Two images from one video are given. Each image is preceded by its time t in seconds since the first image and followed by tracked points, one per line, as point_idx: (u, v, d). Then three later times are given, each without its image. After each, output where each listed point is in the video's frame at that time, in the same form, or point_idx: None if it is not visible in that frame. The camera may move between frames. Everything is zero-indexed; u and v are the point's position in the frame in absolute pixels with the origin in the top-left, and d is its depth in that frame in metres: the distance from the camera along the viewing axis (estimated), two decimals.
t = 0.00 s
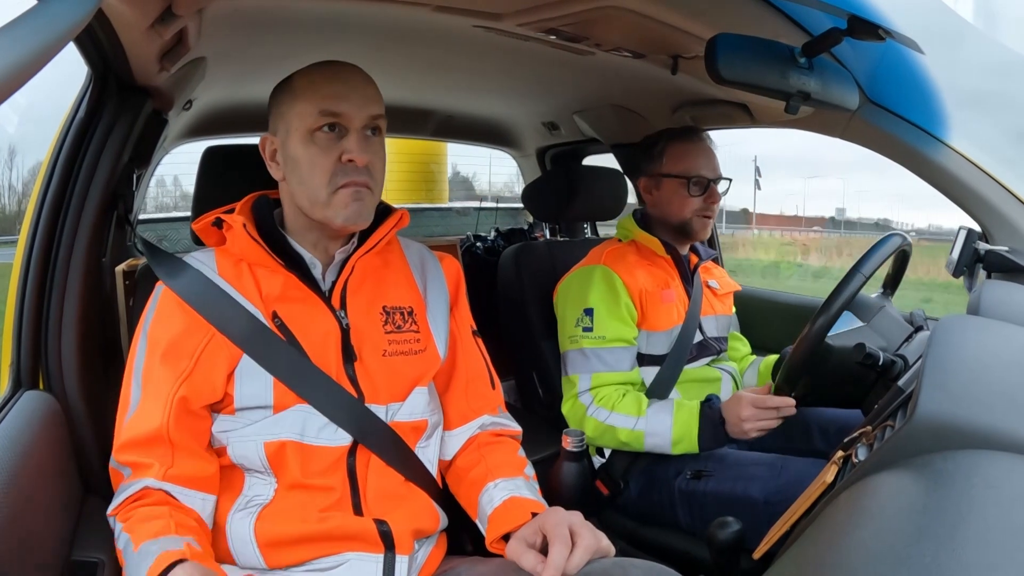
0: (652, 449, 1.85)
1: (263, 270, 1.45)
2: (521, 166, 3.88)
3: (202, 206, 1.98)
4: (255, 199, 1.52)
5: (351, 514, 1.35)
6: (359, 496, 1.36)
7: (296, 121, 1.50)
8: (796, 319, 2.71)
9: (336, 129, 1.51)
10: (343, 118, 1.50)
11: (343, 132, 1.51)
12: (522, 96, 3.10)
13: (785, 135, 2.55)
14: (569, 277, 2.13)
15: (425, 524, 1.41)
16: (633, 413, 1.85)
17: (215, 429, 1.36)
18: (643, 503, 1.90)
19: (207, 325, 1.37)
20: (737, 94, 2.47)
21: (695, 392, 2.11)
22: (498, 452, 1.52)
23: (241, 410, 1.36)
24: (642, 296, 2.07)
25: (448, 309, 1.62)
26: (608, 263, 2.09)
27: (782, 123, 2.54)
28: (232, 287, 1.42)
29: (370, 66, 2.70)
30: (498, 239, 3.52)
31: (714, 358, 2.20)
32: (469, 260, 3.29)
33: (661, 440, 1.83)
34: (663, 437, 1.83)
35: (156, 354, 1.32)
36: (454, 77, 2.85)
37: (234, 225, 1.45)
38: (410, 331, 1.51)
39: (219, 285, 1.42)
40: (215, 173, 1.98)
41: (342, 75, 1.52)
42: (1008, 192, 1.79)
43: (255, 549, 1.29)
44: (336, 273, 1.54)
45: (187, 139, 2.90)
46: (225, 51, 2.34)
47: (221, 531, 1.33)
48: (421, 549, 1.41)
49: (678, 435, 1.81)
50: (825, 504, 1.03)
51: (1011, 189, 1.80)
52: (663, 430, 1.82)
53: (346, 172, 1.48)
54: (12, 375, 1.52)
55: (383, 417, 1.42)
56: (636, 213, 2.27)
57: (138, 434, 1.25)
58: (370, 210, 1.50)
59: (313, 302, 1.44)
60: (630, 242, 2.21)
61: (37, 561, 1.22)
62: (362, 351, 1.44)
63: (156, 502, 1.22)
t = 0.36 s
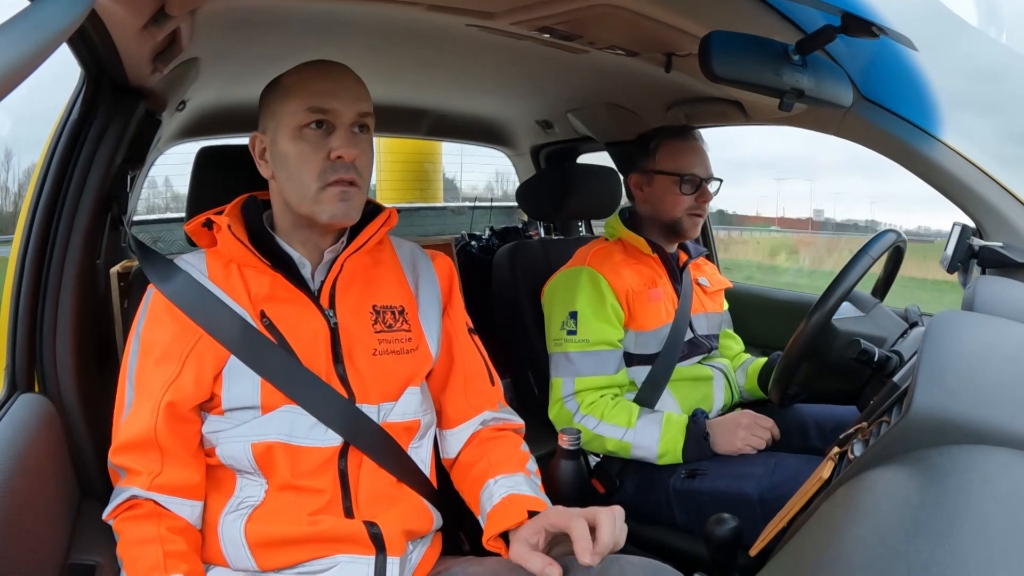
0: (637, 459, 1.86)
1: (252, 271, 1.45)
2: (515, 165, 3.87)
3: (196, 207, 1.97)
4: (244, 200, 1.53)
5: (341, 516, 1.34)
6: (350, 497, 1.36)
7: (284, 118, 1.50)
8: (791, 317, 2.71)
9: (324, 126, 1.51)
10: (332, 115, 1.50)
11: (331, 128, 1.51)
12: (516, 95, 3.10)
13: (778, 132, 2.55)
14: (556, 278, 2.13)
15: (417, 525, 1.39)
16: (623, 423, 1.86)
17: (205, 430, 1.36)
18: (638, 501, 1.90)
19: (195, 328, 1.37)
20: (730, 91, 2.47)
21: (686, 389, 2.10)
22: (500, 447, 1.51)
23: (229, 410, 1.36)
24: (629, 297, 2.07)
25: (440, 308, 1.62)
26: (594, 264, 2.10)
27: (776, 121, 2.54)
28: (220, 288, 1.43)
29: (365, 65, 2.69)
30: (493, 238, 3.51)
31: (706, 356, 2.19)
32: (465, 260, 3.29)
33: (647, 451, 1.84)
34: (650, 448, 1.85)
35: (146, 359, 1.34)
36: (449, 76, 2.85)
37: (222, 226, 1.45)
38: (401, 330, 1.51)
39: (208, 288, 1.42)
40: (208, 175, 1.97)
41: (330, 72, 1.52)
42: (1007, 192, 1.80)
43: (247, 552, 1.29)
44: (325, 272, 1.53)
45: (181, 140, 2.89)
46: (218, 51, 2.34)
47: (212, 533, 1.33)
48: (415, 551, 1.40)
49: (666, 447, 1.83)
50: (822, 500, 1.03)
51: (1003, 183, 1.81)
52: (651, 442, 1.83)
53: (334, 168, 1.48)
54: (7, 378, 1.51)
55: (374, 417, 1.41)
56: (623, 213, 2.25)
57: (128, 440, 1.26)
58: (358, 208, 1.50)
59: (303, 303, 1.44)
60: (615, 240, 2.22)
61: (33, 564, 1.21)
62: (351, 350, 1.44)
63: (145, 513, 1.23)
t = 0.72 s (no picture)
0: (631, 459, 1.86)
1: (240, 275, 1.44)
2: (511, 166, 3.87)
3: (191, 209, 1.96)
4: (231, 205, 1.53)
5: (334, 518, 1.34)
6: (342, 499, 1.36)
7: (271, 121, 1.50)
8: (786, 316, 2.71)
9: (310, 128, 1.50)
10: (319, 118, 1.50)
11: (319, 131, 1.50)
12: (512, 95, 3.10)
13: (774, 133, 2.56)
14: (549, 282, 2.13)
15: (412, 527, 1.39)
16: (615, 425, 1.85)
17: (195, 432, 1.35)
18: (635, 501, 1.90)
19: (185, 329, 1.37)
20: (725, 92, 2.48)
21: (681, 391, 2.10)
22: (496, 448, 1.51)
23: (217, 412, 1.36)
24: (624, 299, 2.07)
25: (432, 310, 1.62)
26: (588, 266, 2.10)
27: (771, 121, 2.55)
28: (209, 291, 1.42)
29: (360, 67, 2.69)
30: (489, 239, 3.51)
31: (700, 356, 2.20)
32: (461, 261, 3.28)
33: (640, 452, 1.84)
34: (642, 449, 1.84)
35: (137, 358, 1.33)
36: (445, 77, 2.85)
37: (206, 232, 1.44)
38: (390, 331, 1.51)
39: (199, 291, 1.42)
40: (203, 176, 1.97)
41: (316, 75, 1.52)
42: (1005, 193, 1.80)
43: (241, 554, 1.28)
44: (312, 275, 1.54)
45: (177, 142, 2.88)
46: (213, 53, 2.33)
47: (206, 536, 1.32)
48: (410, 552, 1.40)
49: (658, 448, 1.83)
50: (820, 499, 1.03)
51: (997, 182, 1.82)
52: (643, 444, 1.83)
53: (321, 170, 1.48)
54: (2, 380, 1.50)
55: (365, 419, 1.41)
56: (616, 212, 2.27)
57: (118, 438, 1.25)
58: (345, 210, 1.50)
59: (287, 305, 1.43)
60: (609, 240, 2.23)
61: (28, 568, 1.21)
62: (339, 352, 1.44)
63: (140, 516, 1.22)
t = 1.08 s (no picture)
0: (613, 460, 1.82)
1: (236, 276, 1.43)
2: (506, 168, 3.87)
3: (186, 211, 1.95)
4: (227, 207, 1.52)
5: (329, 520, 1.33)
6: (337, 501, 1.35)
7: (265, 122, 1.50)
8: (782, 318, 2.71)
9: (304, 129, 1.50)
10: (313, 119, 1.50)
11: (312, 131, 1.50)
12: (507, 97, 3.10)
13: (769, 134, 2.56)
14: (542, 285, 2.14)
15: (407, 529, 1.39)
16: (592, 427, 1.85)
17: (186, 436, 1.35)
18: (631, 503, 1.90)
19: (178, 321, 1.36)
20: (720, 93, 2.48)
21: (676, 393, 2.09)
22: (491, 451, 1.51)
23: (208, 414, 1.34)
24: (615, 304, 2.07)
25: (427, 313, 1.61)
26: (579, 271, 2.10)
27: (766, 122, 2.55)
28: (205, 289, 1.42)
29: (355, 68, 2.69)
30: (485, 240, 3.50)
31: (695, 358, 2.20)
32: (456, 263, 3.28)
33: (619, 455, 1.79)
34: (619, 450, 1.80)
35: (124, 339, 1.31)
36: (440, 79, 2.85)
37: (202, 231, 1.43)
38: (384, 334, 1.50)
39: (196, 287, 1.41)
40: (198, 179, 1.96)
41: (310, 76, 1.52)
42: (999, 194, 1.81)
43: (235, 557, 1.27)
44: (307, 277, 1.53)
45: (172, 144, 2.87)
46: (208, 55, 2.33)
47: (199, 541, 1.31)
48: (406, 555, 1.40)
49: (634, 449, 1.76)
50: (815, 500, 1.03)
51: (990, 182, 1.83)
52: (617, 445, 1.78)
53: (314, 171, 1.47)
54: None
55: (360, 421, 1.41)
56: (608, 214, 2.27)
57: (96, 401, 1.24)
58: (339, 212, 1.49)
59: (283, 307, 1.43)
60: (602, 243, 2.23)
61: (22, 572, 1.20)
62: (332, 354, 1.43)
63: (105, 503, 1.17)
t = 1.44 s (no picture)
0: (614, 459, 1.81)
1: (234, 279, 1.43)
2: (503, 170, 3.87)
3: (182, 213, 1.95)
4: (224, 209, 1.51)
5: (327, 523, 1.33)
6: (335, 504, 1.35)
7: (265, 124, 1.50)
8: (778, 320, 2.71)
9: (304, 132, 1.50)
10: (312, 122, 1.50)
11: (312, 135, 1.51)
12: (503, 100, 3.11)
13: (765, 138, 2.56)
14: (536, 288, 2.14)
15: (405, 531, 1.39)
16: (594, 425, 1.83)
17: (184, 438, 1.34)
18: (628, 505, 1.90)
19: (177, 326, 1.35)
20: (716, 96, 2.49)
21: (672, 395, 2.10)
22: (488, 453, 1.51)
23: (206, 416, 1.34)
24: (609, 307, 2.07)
25: (424, 315, 1.61)
26: (570, 273, 2.10)
27: (762, 125, 2.55)
28: (203, 292, 1.41)
29: (352, 71, 2.69)
30: (481, 243, 3.50)
31: (690, 360, 2.20)
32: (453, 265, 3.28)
33: (621, 455, 1.79)
34: (622, 448, 1.79)
35: (123, 345, 1.30)
36: (436, 81, 2.85)
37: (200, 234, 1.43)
38: (382, 336, 1.50)
39: (192, 290, 1.40)
40: (194, 181, 1.96)
41: (310, 79, 1.52)
42: (995, 195, 1.82)
43: (232, 560, 1.26)
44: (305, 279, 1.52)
45: (168, 146, 2.86)
46: (204, 57, 2.33)
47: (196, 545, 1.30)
48: (403, 557, 1.40)
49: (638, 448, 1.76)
50: (812, 502, 1.03)
51: (981, 180, 1.85)
52: (620, 443, 1.78)
53: (314, 174, 1.48)
54: None
55: (357, 423, 1.41)
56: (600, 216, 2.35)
57: (96, 411, 1.22)
58: (339, 215, 1.50)
59: (281, 310, 1.43)
60: (595, 247, 2.21)
61: None
62: (331, 357, 1.43)
63: (109, 512, 1.16)
